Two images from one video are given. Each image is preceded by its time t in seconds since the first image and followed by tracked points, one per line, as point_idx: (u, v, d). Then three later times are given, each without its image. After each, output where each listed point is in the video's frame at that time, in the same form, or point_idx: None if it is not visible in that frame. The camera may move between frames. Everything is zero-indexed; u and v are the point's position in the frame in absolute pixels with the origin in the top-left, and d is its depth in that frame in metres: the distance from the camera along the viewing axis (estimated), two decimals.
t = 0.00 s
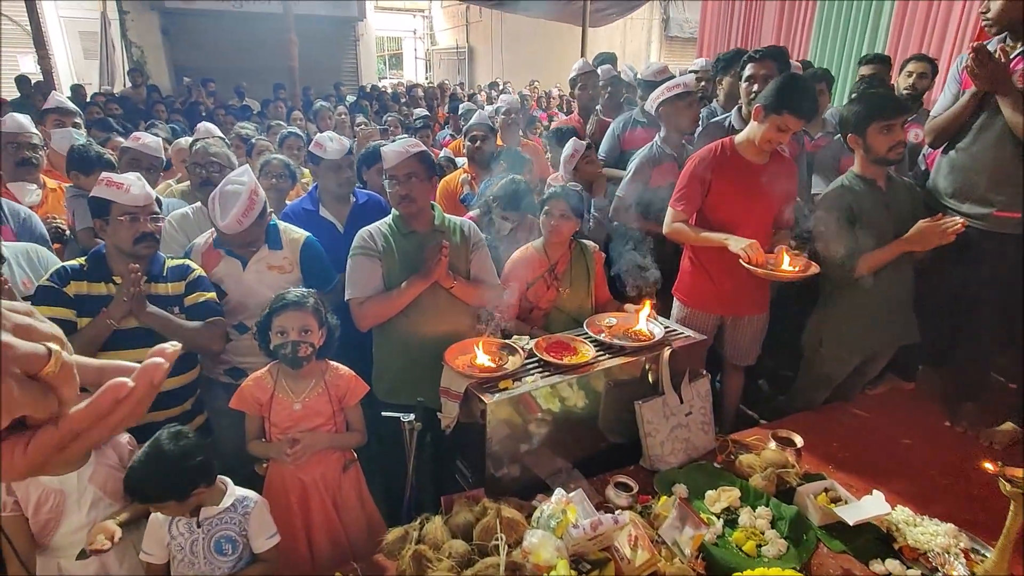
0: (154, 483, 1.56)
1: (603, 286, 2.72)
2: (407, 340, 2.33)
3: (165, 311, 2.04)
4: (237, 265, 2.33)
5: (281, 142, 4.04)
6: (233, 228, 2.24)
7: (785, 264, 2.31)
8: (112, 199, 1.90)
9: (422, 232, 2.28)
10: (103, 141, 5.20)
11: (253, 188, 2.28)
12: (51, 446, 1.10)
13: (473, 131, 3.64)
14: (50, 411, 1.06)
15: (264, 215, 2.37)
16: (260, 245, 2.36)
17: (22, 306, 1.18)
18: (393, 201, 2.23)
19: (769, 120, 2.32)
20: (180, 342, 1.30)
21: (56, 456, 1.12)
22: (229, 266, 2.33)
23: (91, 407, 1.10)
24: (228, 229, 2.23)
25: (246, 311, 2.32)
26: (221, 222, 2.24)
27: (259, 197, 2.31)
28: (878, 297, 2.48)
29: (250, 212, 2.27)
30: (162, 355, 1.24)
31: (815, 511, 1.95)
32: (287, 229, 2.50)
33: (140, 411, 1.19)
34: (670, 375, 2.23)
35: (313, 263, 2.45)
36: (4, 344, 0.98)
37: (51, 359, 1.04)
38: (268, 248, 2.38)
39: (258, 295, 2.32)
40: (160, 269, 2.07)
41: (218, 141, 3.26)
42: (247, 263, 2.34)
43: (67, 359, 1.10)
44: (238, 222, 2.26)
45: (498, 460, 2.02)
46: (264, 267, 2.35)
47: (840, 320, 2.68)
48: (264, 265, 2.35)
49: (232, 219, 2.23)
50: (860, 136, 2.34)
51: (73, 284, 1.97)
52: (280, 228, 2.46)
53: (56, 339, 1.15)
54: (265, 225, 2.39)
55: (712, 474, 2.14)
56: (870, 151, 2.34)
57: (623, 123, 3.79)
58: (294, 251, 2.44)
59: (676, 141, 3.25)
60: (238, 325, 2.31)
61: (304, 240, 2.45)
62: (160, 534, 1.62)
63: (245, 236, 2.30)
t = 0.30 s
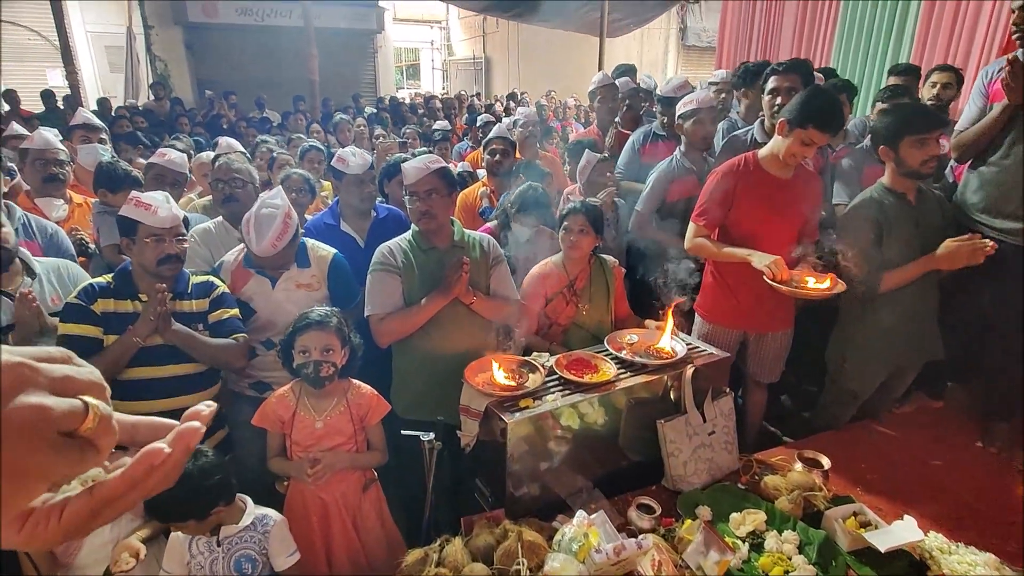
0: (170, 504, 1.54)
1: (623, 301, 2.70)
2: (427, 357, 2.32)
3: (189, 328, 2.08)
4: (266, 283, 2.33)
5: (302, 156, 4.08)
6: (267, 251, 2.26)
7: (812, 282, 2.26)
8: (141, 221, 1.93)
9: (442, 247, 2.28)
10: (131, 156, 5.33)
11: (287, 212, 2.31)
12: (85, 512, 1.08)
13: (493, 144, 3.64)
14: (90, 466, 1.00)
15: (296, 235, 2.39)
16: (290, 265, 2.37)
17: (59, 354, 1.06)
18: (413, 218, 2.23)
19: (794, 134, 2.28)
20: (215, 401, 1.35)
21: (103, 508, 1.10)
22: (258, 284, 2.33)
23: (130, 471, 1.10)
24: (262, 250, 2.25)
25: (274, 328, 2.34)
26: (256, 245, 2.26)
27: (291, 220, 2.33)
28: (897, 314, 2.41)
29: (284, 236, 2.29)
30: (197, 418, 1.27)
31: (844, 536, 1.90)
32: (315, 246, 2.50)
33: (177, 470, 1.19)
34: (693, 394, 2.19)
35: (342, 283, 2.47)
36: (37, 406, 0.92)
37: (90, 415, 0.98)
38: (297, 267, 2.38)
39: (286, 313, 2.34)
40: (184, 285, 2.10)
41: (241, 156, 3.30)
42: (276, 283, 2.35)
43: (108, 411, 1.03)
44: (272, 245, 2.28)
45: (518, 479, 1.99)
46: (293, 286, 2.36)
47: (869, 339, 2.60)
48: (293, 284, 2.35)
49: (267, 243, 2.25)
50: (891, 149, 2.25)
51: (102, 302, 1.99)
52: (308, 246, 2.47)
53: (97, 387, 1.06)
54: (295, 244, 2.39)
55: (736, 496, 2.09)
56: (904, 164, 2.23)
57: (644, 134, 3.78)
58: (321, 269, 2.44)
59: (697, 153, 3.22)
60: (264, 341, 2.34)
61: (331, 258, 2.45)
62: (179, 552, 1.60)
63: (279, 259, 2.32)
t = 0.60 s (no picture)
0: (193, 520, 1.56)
1: (650, 317, 2.65)
2: (450, 372, 2.31)
3: (222, 346, 2.10)
4: (297, 297, 2.36)
5: (332, 168, 4.16)
6: (303, 257, 2.28)
7: (844, 303, 2.18)
8: (194, 244, 2.00)
9: (467, 263, 2.27)
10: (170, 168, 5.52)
11: (323, 220, 2.33)
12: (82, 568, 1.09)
13: (520, 157, 3.64)
14: (91, 526, 1.02)
15: (330, 244, 2.41)
16: (321, 278, 2.39)
17: (60, 410, 1.10)
18: (438, 233, 2.23)
19: (828, 148, 2.22)
20: (215, 449, 1.41)
21: (101, 563, 1.13)
22: (291, 300, 2.36)
23: (127, 525, 1.16)
24: (296, 254, 2.27)
25: (303, 341, 2.35)
26: (292, 251, 2.28)
27: (327, 229, 2.36)
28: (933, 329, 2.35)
29: (318, 244, 2.31)
30: (197, 469, 1.34)
31: (877, 568, 1.82)
32: (348, 262, 2.50)
33: (174, 525, 1.25)
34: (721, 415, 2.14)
35: (372, 299, 2.46)
36: (32, 473, 0.93)
37: (87, 478, 1.00)
38: (328, 282, 2.39)
39: (315, 327, 2.36)
40: (221, 305, 2.12)
41: (272, 170, 3.36)
42: (308, 298, 2.37)
43: (107, 473, 1.04)
44: (308, 251, 2.30)
45: (541, 500, 1.96)
46: (323, 301, 2.37)
47: (906, 360, 2.50)
48: (324, 299, 2.37)
49: (302, 247, 2.28)
50: (934, 162, 2.17)
51: (142, 314, 2.03)
52: (341, 261, 2.48)
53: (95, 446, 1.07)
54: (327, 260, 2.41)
55: (764, 522, 2.03)
56: (947, 180, 2.16)
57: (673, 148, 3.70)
58: (353, 285, 2.44)
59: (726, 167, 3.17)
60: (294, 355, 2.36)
61: (363, 274, 2.44)
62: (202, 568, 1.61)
63: (312, 267, 2.35)
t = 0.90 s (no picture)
0: (199, 517, 1.64)
1: (665, 328, 2.62)
2: (461, 382, 2.31)
3: (240, 354, 2.12)
4: (311, 305, 2.40)
5: (352, 173, 4.19)
6: (304, 243, 2.29)
7: (862, 320, 2.14)
8: (218, 254, 2.01)
9: (480, 272, 2.26)
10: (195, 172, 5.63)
11: (330, 215, 2.35)
12: None
13: (536, 165, 3.67)
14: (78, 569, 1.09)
15: (338, 243, 2.40)
16: (333, 287, 2.41)
17: (50, 459, 1.22)
18: (452, 242, 2.23)
19: (848, 159, 2.17)
20: (197, 489, 1.39)
21: None
22: (304, 307, 2.39)
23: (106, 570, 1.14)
24: (299, 242, 2.29)
25: (316, 349, 2.38)
26: (294, 238, 2.31)
27: (336, 224, 2.37)
28: (951, 341, 2.20)
29: (322, 234, 2.31)
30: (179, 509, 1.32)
31: None
32: (360, 270, 2.52)
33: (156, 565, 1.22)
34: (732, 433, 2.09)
35: (386, 306, 2.46)
36: (16, 523, 0.99)
37: (73, 524, 1.07)
38: (340, 289, 2.41)
39: (328, 334, 2.39)
40: (240, 314, 2.14)
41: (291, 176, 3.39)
42: (320, 306, 2.40)
43: (93, 519, 1.13)
44: (312, 241, 2.30)
45: (549, 512, 1.95)
46: (336, 308, 2.40)
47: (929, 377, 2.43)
48: (336, 307, 2.39)
49: (304, 235, 2.29)
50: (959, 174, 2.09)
51: (164, 319, 2.06)
52: (353, 269, 2.49)
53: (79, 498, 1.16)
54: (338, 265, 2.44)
55: (778, 542, 1.98)
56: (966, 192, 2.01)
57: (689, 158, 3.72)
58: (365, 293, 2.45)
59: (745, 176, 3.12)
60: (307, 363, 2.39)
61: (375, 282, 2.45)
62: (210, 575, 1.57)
63: (314, 258, 2.33)
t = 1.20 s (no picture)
0: (220, 522, 1.61)
1: (685, 342, 2.58)
2: (475, 391, 2.31)
3: (258, 360, 2.15)
4: (321, 310, 2.45)
5: (374, 180, 4.24)
6: (308, 247, 2.31)
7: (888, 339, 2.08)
8: (238, 262, 2.03)
9: (497, 283, 2.25)
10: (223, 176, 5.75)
11: (334, 219, 2.37)
12: None
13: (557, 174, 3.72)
14: None
15: (344, 246, 2.44)
16: (343, 293, 2.47)
17: (29, 503, 1.39)
18: (469, 252, 2.22)
19: (876, 171, 2.11)
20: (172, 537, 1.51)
21: None
22: (315, 313, 2.44)
23: None
24: (303, 245, 2.31)
25: (328, 355, 2.43)
26: (299, 240, 2.33)
27: (339, 227, 2.38)
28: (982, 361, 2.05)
29: (326, 236, 2.33)
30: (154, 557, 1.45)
31: None
32: (371, 276, 2.57)
33: None
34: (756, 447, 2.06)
35: (398, 313, 2.50)
36: None
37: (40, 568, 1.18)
38: (350, 295, 2.47)
39: (340, 340, 2.44)
40: (260, 320, 2.16)
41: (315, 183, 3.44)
42: (331, 310, 2.46)
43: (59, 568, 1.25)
44: (316, 243, 2.32)
45: (561, 527, 1.93)
46: (346, 314, 2.46)
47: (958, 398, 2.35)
48: (346, 313, 2.45)
49: (309, 239, 2.31)
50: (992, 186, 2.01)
51: (184, 326, 2.10)
52: (364, 275, 2.55)
53: (50, 544, 1.30)
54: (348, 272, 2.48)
55: (795, 566, 1.93)
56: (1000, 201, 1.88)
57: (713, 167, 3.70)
58: (375, 299, 2.50)
59: (768, 187, 3.07)
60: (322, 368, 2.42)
61: (384, 289, 2.50)
62: None
63: (319, 260, 2.36)
